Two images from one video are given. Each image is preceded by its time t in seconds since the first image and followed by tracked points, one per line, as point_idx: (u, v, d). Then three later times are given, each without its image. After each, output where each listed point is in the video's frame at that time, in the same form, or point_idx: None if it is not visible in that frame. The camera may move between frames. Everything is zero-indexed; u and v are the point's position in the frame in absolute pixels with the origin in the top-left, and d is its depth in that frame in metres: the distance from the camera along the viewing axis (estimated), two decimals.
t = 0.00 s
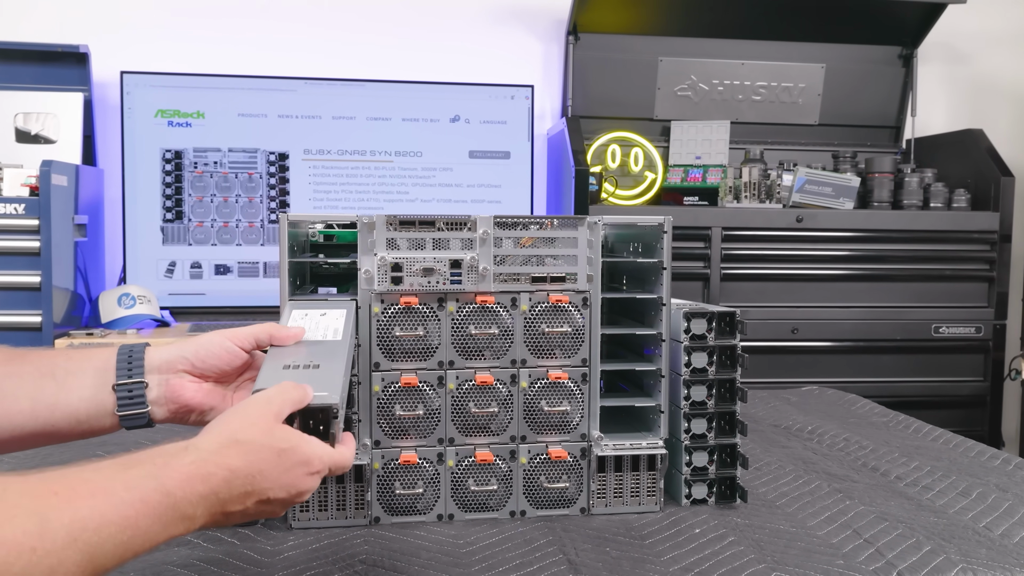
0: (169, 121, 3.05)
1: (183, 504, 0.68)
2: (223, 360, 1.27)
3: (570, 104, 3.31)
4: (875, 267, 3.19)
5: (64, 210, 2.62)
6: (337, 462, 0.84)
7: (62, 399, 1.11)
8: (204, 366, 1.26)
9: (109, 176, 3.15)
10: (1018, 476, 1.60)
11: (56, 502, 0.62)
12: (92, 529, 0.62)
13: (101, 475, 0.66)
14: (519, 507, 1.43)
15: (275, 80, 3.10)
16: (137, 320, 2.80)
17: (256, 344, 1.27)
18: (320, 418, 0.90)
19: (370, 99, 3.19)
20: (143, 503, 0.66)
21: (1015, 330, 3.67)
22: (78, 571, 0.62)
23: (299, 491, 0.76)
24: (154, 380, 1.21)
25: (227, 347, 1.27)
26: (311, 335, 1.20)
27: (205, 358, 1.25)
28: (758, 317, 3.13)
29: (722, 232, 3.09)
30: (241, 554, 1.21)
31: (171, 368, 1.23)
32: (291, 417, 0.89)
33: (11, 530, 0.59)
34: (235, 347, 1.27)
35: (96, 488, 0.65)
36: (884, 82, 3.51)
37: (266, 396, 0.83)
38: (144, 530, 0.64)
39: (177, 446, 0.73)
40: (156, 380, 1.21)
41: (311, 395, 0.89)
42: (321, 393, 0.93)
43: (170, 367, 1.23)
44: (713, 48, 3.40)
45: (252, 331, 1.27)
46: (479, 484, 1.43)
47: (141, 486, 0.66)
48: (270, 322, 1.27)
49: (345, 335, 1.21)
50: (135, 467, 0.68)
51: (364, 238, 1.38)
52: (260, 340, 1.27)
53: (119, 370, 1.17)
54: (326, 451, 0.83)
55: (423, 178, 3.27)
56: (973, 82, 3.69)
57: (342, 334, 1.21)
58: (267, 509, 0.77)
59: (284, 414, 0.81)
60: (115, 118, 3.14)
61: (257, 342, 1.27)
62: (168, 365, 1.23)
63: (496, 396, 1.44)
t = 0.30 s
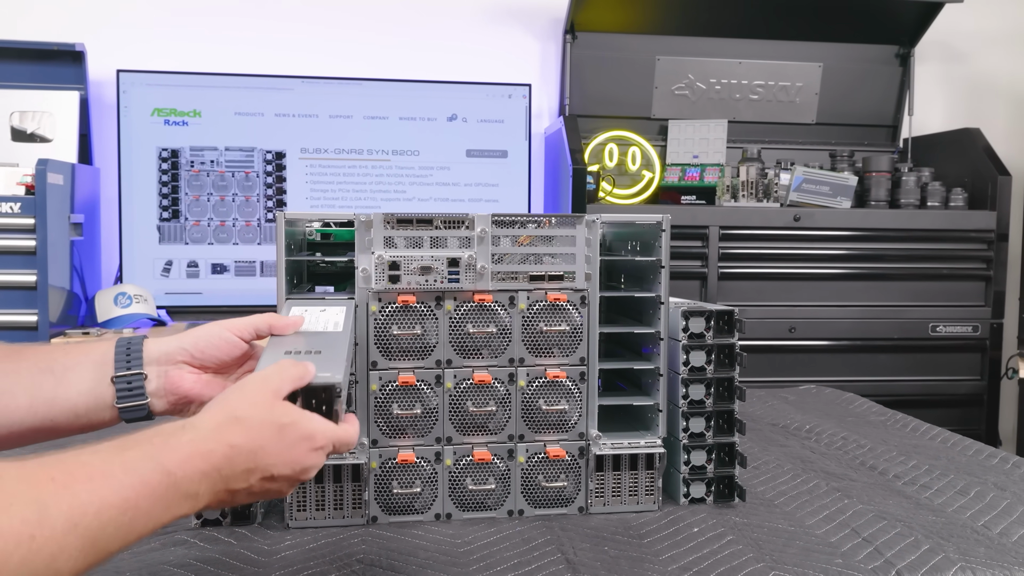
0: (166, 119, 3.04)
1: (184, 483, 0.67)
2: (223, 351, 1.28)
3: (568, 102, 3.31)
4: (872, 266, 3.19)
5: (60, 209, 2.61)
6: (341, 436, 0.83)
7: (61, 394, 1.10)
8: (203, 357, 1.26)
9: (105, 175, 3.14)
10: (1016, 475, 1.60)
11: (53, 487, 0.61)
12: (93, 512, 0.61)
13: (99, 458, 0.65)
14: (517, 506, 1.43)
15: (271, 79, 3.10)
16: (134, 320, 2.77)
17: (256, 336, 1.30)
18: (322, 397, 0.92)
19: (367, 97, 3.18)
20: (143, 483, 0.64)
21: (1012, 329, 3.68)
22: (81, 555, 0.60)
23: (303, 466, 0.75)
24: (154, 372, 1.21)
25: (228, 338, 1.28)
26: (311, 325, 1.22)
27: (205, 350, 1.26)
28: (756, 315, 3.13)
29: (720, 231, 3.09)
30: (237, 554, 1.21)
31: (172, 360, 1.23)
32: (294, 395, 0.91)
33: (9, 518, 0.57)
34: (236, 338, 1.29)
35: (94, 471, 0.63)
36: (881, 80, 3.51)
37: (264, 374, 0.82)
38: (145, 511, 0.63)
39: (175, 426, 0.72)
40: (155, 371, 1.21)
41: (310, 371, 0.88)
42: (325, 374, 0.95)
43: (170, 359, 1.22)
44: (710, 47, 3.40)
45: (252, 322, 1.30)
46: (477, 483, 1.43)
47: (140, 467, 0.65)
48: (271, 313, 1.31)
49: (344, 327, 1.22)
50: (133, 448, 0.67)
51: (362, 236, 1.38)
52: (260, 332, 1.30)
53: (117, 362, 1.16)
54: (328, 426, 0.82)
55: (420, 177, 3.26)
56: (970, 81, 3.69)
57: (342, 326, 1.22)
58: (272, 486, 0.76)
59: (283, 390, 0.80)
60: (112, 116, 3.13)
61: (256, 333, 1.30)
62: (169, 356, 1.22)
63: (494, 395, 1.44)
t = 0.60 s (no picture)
0: (163, 118, 3.03)
1: (182, 452, 0.66)
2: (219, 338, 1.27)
3: (566, 101, 3.31)
4: (869, 265, 3.20)
5: (57, 208, 2.60)
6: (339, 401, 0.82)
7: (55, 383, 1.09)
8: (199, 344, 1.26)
9: (102, 174, 3.14)
10: (1013, 472, 1.60)
11: (45, 463, 0.58)
12: (89, 485, 0.59)
13: (91, 431, 0.63)
14: (515, 505, 1.43)
15: (269, 78, 3.09)
16: (130, 318, 2.74)
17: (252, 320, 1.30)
18: (318, 368, 0.91)
19: (365, 96, 3.18)
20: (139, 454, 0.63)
21: (1009, 327, 3.69)
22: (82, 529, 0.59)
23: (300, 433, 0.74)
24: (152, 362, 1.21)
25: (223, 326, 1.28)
26: (308, 315, 1.24)
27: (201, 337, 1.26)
28: (754, 314, 3.13)
29: (718, 230, 3.09)
30: (235, 552, 1.20)
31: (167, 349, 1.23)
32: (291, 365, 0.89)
33: (3, 497, 0.55)
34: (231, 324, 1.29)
35: (87, 444, 0.61)
36: (879, 80, 3.51)
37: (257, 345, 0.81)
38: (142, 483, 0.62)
39: (166, 396, 0.70)
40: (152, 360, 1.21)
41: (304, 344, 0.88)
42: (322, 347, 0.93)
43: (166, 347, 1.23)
44: (708, 46, 3.40)
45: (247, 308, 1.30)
46: (475, 481, 1.42)
47: (134, 439, 0.63)
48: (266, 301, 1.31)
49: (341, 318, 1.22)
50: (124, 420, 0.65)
51: (359, 234, 1.38)
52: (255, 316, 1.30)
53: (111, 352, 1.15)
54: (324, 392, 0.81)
55: (417, 175, 3.26)
56: (968, 80, 3.70)
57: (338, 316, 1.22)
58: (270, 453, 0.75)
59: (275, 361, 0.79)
60: (109, 114, 3.12)
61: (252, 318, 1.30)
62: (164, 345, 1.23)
63: (492, 393, 1.44)
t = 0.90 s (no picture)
0: (163, 117, 3.02)
1: (182, 425, 0.60)
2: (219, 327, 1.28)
3: (566, 100, 3.31)
4: (868, 263, 3.21)
5: (56, 207, 2.59)
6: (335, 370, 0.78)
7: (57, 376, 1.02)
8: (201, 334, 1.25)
9: (101, 173, 3.13)
10: (1015, 470, 1.60)
11: (38, 440, 0.52)
12: (87, 462, 0.54)
13: (81, 407, 0.57)
14: (518, 503, 1.43)
15: (269, 77, 3.09)
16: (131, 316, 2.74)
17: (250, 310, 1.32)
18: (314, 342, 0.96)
19: (365, 95, 3.18)
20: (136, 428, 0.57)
21: (1008, 326, 3.69)
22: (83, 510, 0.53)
23: (297, 401, 0.70)
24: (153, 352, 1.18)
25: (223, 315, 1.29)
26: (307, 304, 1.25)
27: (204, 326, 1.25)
28: (754, 312, 3.13)
29: (718, 228, 3.09)
30: (238, 550, 1.20)
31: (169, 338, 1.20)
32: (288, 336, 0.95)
33: None
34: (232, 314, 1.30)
35: (80, 420, 0.55)
36: (878, 78, 3.51)
37: (243, 321, 0.76)
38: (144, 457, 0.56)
39: (158, 370, 0.64)
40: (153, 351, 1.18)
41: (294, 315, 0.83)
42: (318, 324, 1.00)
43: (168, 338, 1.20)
44: (708, 45, 3.40)
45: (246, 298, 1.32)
46: (478, 479, 1.42)
47: (130, 414, 0.58)
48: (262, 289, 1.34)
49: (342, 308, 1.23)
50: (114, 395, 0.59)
51: (363, 232, 1.38)
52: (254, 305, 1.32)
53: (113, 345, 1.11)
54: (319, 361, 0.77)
55: (418, 173, 3.26)
56: (967, 79, 3.70)
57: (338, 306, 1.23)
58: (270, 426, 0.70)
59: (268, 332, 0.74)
60: (108, 113, 3.12)
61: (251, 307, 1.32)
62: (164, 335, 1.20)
63: (496, 392, 1.44)
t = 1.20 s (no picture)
0: (163, 116, 3.03)
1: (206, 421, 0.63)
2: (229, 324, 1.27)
3: (566, 99, 3.31)
4: (868, 263, 3.22)
5: (57, 206, 2.59)
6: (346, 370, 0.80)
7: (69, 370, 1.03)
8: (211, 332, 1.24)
9: (101, 172, 3.13)
10: (1015, 469, 1.61)
11: (73, 432, 0.55)
12: (118, 454, 0.56)
13: (112, 402, 0.60)
14: (519, 501, 1.43)
15: (269, 76, 3.09)
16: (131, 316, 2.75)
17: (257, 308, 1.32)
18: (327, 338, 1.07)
19: (365, 94, 3.18)
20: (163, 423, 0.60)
21: (1007, 325, 3.70)
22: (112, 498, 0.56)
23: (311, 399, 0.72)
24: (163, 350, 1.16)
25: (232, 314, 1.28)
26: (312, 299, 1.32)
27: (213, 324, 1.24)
28: (754, 312, 3.14)
29: (718, 228, 3.10)
30: (241, 549, 1.20)
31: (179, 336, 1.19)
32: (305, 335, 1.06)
33: (39, 467, 0.53)
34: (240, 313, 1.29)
35: (112, 414, 0.58)
36: (878, 78, 3.51)
37: (268, 317, 0.78)
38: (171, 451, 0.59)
39: (182, 368, 0.67)
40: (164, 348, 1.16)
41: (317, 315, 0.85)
42: (333, 318, 1.12)
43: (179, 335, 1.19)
44: (707, 44, 3.40)
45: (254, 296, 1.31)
46: (479, 478, 1.42)
47: (157, 410, 0.60)
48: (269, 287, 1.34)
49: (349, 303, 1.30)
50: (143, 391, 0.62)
51: (365, 232, 1.38)
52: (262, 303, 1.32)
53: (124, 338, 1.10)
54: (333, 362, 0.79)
55: (418, 173, 3.26)
56: (967, 79, 3.71)
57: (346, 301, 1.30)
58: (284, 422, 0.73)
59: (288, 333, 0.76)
60: (108, 113, 3.12)
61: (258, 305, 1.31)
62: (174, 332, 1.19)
63: (497, 390, 1.44)
